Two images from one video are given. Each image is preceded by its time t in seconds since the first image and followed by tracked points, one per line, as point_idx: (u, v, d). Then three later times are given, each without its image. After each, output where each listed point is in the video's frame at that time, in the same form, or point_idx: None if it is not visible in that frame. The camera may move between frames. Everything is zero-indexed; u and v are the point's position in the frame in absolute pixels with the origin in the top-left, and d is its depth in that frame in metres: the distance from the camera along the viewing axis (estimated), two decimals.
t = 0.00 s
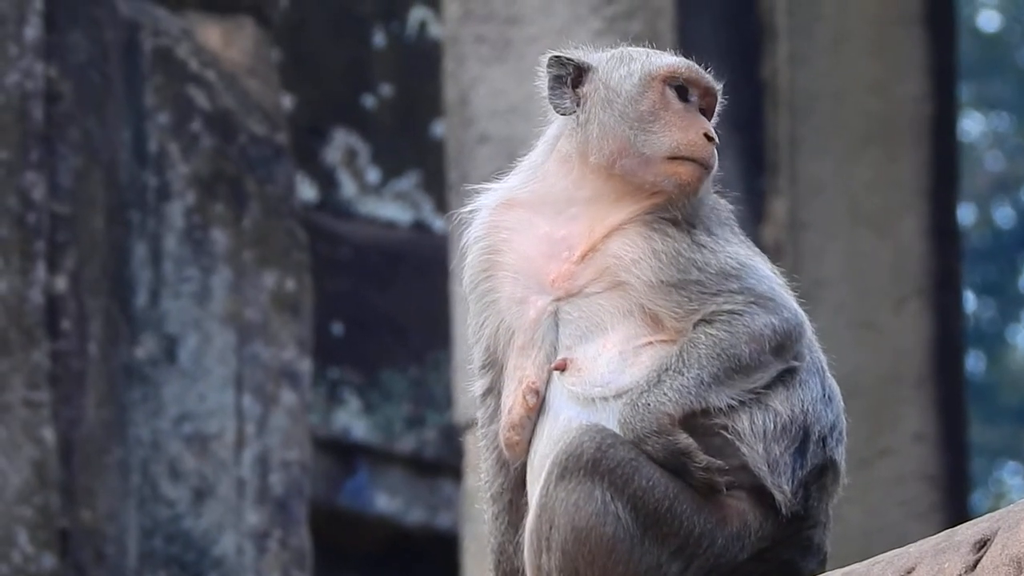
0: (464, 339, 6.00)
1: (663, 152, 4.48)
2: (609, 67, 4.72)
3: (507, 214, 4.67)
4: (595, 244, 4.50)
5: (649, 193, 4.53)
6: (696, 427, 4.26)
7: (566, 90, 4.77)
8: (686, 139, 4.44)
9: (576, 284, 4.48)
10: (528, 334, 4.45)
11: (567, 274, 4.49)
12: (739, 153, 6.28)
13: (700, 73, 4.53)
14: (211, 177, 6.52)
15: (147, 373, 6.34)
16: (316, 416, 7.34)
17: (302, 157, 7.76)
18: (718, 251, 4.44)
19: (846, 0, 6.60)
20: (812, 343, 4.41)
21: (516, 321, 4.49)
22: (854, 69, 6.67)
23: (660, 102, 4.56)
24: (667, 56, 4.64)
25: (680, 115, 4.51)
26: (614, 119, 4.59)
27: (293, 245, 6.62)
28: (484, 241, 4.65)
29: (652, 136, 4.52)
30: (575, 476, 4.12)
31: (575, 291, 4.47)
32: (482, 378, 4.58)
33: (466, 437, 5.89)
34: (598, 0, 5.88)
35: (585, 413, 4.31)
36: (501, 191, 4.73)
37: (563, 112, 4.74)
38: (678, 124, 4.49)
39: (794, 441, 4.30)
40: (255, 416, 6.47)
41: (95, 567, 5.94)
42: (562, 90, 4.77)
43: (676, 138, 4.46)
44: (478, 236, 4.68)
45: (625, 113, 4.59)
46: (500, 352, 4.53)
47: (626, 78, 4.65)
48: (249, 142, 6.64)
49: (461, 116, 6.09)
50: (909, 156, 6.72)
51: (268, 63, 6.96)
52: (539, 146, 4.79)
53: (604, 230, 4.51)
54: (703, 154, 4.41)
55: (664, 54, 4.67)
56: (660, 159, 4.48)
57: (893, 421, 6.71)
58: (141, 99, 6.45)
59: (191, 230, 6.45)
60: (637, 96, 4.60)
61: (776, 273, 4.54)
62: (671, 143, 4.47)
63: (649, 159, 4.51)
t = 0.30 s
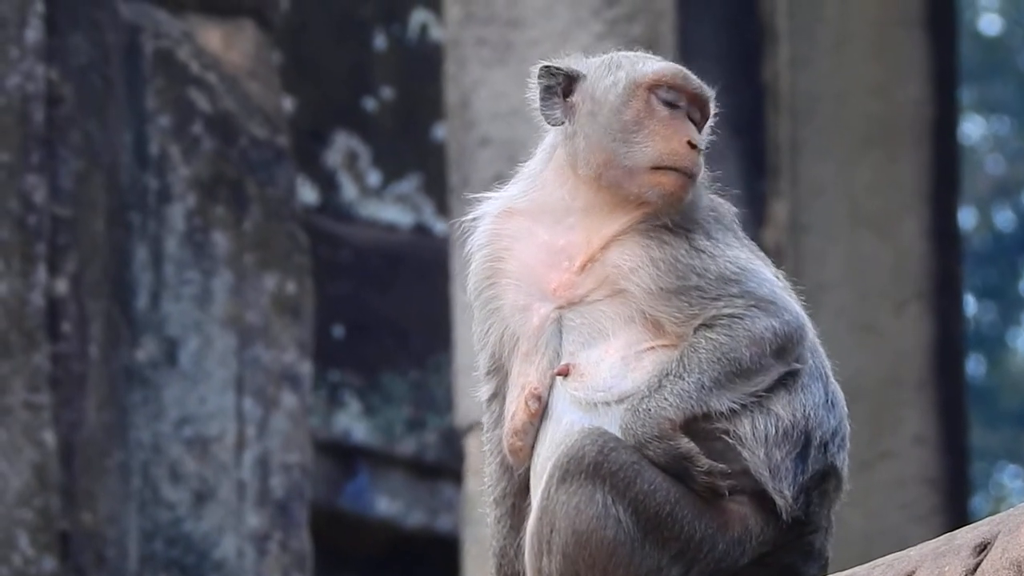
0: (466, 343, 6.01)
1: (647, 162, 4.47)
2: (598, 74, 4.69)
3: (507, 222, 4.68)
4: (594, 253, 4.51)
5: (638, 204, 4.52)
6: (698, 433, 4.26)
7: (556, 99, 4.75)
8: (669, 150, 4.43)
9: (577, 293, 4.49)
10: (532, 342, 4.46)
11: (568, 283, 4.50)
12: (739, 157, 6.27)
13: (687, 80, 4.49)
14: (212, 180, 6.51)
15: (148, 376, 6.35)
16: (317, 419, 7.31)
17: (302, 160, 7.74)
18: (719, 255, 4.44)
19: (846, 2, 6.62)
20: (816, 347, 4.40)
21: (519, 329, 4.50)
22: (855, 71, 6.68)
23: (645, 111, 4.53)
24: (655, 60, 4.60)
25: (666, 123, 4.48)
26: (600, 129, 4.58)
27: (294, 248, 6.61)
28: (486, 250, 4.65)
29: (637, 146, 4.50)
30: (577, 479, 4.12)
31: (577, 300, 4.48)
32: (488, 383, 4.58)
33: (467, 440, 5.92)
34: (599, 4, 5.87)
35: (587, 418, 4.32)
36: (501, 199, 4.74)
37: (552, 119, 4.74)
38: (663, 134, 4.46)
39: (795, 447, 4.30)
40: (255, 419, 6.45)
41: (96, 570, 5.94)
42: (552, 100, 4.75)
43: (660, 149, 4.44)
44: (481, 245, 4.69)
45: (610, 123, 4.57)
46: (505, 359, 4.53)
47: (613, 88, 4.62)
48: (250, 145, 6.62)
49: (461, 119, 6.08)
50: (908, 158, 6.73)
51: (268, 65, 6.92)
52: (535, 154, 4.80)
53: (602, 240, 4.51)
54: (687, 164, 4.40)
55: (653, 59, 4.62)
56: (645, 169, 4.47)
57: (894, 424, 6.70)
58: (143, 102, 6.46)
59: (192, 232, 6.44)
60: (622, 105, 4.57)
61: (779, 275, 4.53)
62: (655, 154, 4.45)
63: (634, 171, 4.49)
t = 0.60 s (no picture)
0: (468, 345, 6.02)
1: (595, 191, 4.49)
2: (554, 94, 4.70)
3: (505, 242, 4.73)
4: (586, 269, 4.54)
5: (599, 232, 4.54)
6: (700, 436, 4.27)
7: (524, 124, 4.82)
8: (612, 175, 4.46)
9: (577, 307, 4.53)
10: (538, 354, 4.52)
11: (566, 299, 4.54)
12: (742, 160, 6.28)
13: (624, 93, 4.46)
14: (212, 182, 6.52)
15: (149, 378, 6.35)
16: (318, 420, 7.31)
17: (303, 162, 7.80)
18: (715, 255, 4.43)
19: (846, 4, 6.60)
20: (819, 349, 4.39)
21: (525, 342, 4.56)
22: (856, 73, 6.65)
23: (592, 134, 4.54)
24: (601, 72, 4.57)
25: (613, 143, 4.49)
26: (553, 161, 4.62)
27: (295, 250, 6.60)
28: (489, 267, 4.70)
29: (582, 176, 4.53)
30: (578, 481, 4.15)
31: (577, 314, 4.52)
32: (500, 394, 4.66)
33: (469, 441, 5.95)
34: (599, 6, 5.88)
35: (589, 421, 4.34)
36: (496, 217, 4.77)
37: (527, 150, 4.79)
38: (607, 157, 4.48)
39: (796, 452, 4.30)
40: (256, 421, 6.46)
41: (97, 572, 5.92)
42: (521, 127, 4.84)
43: (603, 177, 4.47)
44: (484, 262, 4.74)
45: (562, 148, 4.61)
46: (515, 372, 4.59)
47: (562, 113, 4.63)
48: (251, 147, 6.63)
49: (462, 121, 6.12)
50: (908, 161, 6.71)
51: (270, 67, 6.86)
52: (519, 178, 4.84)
53: (592, 256, 4.54)
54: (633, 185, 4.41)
55: (598, 70, 4.59)
56: (596, 198, 4.49)
57: (896, 427, 6.70)
58: (143, 104, 6.48)
59: (193, 234, 6.45)
60: (569, 133, 4.59)
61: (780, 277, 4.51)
62: (601, 182, 4.47)
63: (586, 199, 4.52)
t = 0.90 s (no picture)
0: (472, 348, 6.01)
1: (582, 209, 4.48)
2: (543, 109, 4.69)
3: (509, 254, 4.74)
4: (586, 280, 4.54)
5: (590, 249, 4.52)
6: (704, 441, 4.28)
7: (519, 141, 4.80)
8: (598, 194, 4.45)
9: (582, 316, 4.54)
10: (546, 363, 4.55)
11: (570, 309, 4.55)
12: (744, 161, 6.25)
13: (607, 108, 4.44)
14: (214, 184, 6.52)
15: (151, 381, 6.36)
16: (319, 423, 7.30)
17: (305, 165, 7.81)
18: (716, 260, 4.43)
19: (849, 7, 6.62)
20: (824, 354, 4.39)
21: (534, 352, 4.59)
22: (858, 75, 6.65)
23: (580, 150, 4.53)
24: (586, 86, 4.55)
25: (601, 158, 4.47)
26: (544, 175, 4.61)
27: (297, 252, 6.60)
28: (495, 277, 4.72)
29: (570, 192, 4.52)
30: (580, 483, 4.17)
31: (583, 323, 4.53)
32: (510, 401, 4.69)
33: (471, 445, 5.96)
34: (602, 8, 5.93)
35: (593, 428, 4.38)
36: (499, 228, 4.79)
37: (517, 162, 4.78)
38: (594, 174, 4.48)
39: (800, 458, 4.29)
40: (258, 424, 6.45)
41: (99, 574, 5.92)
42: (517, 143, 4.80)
43: (590, 197, 4.46)
44: (489, 273, 4.76)
45: (551, 163, 4.60)
46: (525, 381, 4.62)
47: (550, 131, 4.62)
48: (253, 150, 6.62)
49: (464, 124, 6.16)
50: (911, 165, 6.68)
51: (271, 70, 6.89)
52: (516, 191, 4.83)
53: (589, 266, 4.54)
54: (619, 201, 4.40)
55: (584, 84, 4.57)
56: (583, 215, 4.48)
57: (897, 430, 6.66)
58: (145, 108, 6.48)
59: (195, 237, 6.45)
60: (557, 149, 4.58)
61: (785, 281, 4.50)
62: (588, 201, 4.46)
63: (576, 216, 4.51)
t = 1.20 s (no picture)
0: (477, 350, 6.00)
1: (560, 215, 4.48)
2: (525, 120, 4.71)
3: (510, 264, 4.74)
4: (587, 285, 4.54)
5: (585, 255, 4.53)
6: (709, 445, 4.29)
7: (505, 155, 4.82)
8: (572, 198, 4.46)
9: (586, 323, 4.54)
10: (552, 370, 4.55)
11: (573, 316, 4.55)
12: (749, 164, 6.25)
13: (578, 111, 4.48)
14: (218, 188, 6.52)
15: (155, 384, 6.34)
16: (324, 426, 7.30)
17: (310, 167, 7.85)
18: (716, 261, 4.42)
19: (854, 9, 6.60)
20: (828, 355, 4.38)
21: (540, 360, 4.59)
22: (862, 77, 6.61)
23: (554, 157, 4.54)
24: (558, 91, 4.58)
25: (576, 162, 4.49)
26: (526, 184, 4.62)
27: (300, 256, 6.60)
28: (499, 287, 4.72)
29: (550, 198, 4.53)
30: (586, 487, 4.16)
31: (586, 330, 4.53)
32: (518, 409, 4.69)
33: (475, 448, 5.97)
34: (607, 12, 5.95)
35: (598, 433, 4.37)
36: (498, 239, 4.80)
37: (505, 175, 4.78)
38: (567, 180, 4.49)
39: (805, 462, 4.30)
40: (263, 428, 6.45)
41: None
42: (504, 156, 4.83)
43: (566, 201, 4.46)
44: (494, 283, 4.75)
45: (531, 174, 4.61)
46: (532, 390, 4.62)
47: (528, 142, 4.64)
48: (257, 153, 6.62)
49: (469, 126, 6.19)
50: (915, 168, 6.66)
51: (275, 74, 6.92)
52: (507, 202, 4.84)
53: (589, 272, 4.54)
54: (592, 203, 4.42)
55: (557, 90, 4.60)
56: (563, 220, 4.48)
57: (901, 432, 6.61)
58: (150, 112, 6.45)
59: (200, 240, 6.45)
60: (536, 157, 4.59)
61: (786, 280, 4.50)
62: (564, 207, 4.47)
63: (557, 223, 4.52)
